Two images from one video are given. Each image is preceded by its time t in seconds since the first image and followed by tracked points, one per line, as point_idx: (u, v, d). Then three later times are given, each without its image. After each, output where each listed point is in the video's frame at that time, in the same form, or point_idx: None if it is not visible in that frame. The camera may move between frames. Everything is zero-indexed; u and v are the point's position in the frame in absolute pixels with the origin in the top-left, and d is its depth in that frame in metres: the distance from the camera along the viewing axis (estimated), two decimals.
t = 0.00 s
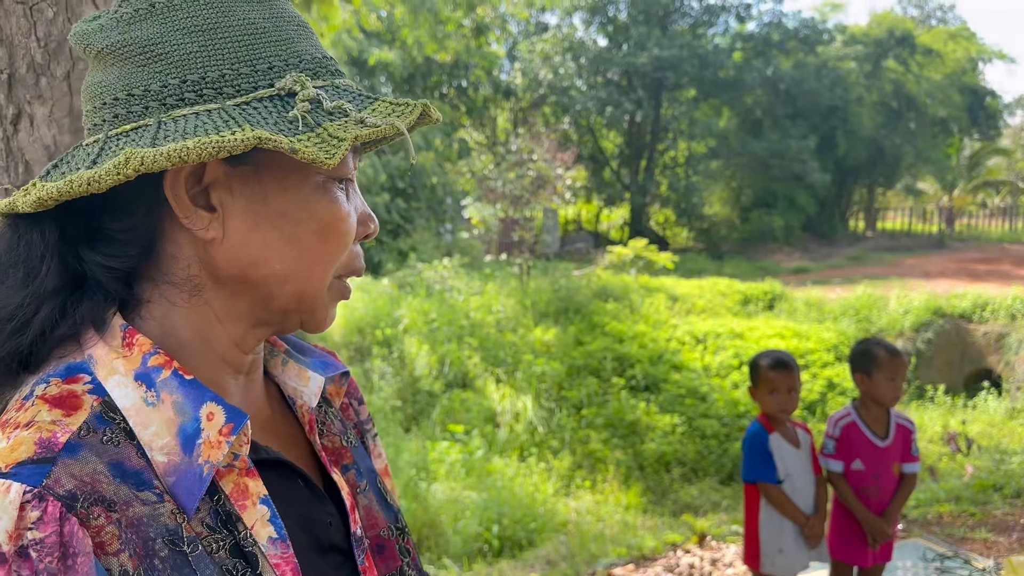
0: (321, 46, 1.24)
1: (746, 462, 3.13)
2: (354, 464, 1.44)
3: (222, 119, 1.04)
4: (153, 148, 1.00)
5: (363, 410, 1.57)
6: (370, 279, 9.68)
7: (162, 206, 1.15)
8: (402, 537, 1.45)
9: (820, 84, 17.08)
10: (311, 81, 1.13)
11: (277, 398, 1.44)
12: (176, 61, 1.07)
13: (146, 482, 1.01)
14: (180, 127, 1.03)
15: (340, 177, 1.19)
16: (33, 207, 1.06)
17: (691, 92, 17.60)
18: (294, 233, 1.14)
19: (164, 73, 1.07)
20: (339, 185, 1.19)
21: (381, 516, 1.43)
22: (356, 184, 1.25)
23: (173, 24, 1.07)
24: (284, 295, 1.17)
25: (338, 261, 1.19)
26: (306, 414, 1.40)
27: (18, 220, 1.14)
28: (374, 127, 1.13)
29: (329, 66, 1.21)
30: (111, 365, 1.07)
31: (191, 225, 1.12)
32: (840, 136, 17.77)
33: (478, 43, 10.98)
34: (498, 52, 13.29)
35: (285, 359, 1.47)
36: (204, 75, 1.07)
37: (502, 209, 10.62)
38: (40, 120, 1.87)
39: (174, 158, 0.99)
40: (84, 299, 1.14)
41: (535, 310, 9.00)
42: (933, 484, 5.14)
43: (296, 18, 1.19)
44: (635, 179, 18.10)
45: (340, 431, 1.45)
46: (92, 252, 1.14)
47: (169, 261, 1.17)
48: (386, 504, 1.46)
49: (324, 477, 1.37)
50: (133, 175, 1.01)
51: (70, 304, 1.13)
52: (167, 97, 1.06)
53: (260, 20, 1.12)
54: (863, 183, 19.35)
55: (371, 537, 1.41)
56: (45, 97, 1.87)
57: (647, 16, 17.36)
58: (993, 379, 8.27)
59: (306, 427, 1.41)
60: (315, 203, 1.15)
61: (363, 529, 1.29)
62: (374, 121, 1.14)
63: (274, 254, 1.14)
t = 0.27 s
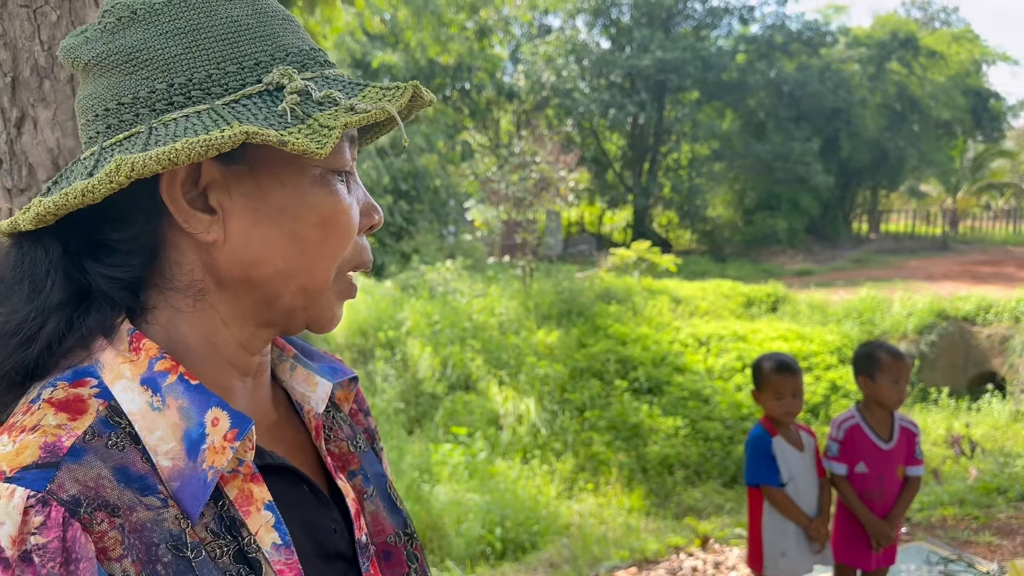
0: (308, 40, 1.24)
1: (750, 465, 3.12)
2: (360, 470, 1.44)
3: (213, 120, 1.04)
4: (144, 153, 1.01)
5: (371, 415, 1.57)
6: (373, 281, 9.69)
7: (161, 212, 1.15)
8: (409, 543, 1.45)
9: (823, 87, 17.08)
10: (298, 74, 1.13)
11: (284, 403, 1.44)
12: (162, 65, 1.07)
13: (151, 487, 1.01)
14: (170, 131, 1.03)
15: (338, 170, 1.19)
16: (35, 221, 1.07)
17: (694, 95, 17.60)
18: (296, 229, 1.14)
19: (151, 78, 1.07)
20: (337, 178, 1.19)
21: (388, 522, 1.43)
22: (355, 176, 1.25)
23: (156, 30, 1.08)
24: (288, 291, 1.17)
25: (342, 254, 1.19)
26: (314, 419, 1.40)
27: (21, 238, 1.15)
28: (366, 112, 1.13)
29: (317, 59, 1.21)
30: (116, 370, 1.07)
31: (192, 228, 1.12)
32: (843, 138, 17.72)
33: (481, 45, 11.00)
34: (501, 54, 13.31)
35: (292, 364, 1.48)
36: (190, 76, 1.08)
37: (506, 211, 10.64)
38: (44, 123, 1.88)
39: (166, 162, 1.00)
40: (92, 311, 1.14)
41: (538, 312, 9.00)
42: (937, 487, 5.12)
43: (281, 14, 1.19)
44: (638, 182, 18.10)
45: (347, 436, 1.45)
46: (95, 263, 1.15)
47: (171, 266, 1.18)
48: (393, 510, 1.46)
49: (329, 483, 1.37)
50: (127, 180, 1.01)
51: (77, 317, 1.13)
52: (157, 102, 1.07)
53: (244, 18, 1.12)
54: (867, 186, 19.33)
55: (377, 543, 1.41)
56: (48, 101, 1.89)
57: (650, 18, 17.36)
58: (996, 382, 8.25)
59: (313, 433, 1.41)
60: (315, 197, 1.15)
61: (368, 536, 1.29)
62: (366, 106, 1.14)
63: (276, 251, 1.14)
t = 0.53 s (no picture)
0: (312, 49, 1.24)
1: (753, 470, 3.11)
2: (357, 477, 1.44)
3: (219, 130, 1.04)
4: (150, 161, 1.01)
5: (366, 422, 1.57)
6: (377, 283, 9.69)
7: (162, 218, 1.15)
8: (406, 551, 1.45)
9: (828, 90, 17.07)
10: (303, 85, 1.13)
11: (281, 409, 1.44)
12: (167, 73, 1.07)
13: (147, 495, 1.01)
14: (175, 139, 1.03)
15: (339, 181, 1.19)
16: (35, 226, 1.06)
17: (698, 97, 17.58)
18: (296, 239, 1.14)
19: (156, 85, 1.07)
20: (338, 189, 1.19)
21: (384, 529, 1.43)
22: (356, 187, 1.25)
23: (163, 36, 1.08)
24: (288, 301, 1.17)
25: (341, 265, 1.19)
26: (310, 425, 1.40)
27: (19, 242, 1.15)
28: (370, 126, 1.13)
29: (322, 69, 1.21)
30: (114, 377, 1.07)
31: (192, 235, 1.12)
32: (848, 142, 17.76)
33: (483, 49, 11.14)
34: (506, 57, 13.31)
35: (289, 370, 1.47)
36: (197, 84, 1.07)
37: (509, 214, 10.67)
38: (46, 127, 1.89)
39: (172, 171, 1.00)
40: (89, 317, 1.13)
41: (541, 315, 8.99)
42: (942, 491, 5.09)
43: (286, 24, 1.19)
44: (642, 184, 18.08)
45: (343, 443, 1.45)
46: (93, 268, 1.14)
47: (172, 274, 1.17)
48: (389, 517, 1.45)
49: (325, 490, 1.36)
50: (132, 188, 1.01)
51: (74, 322, 1.13)
52: (161, 108, 1.06)
53: (251, 28, 1.12)
54: (871, 189, 19.29)
55: (373, 550, 1.40)
56: (50, 105, 1.89)
57: (655, 21, 17.35)
58: (1001, 386, 8.23)
59: (310, 440, 1.40)
60: (315, 207, 1.15)
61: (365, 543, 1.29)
62: (371, 118, 1.15)
63: (276, 260, 1.14)
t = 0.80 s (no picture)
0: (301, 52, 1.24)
1: (756, 472, 3.10)
2: (347, 478, 1.43)
3: (208, 131, 1.04)
4: (139, 162, 1.00)
5: (359, 423, 1.57)
6: (380, 284, 9.69)
7: (150, 220, 1.14)
8: (398, 551, 1.44)
9: (831, 91, 17.06)
10: (293, 87, 1.13)
11: (271, 411, 1.44)
12: (156, 73, 1.07)
13: (132, 497, 1.00)
14: (163, 140, 1.03)
15: (328, 184, 1.19)
16: (21, 228, 1.06)
17: (702, 99, 17.58)
18: (285, 241, 1.14)
19: (144, 85, 1.07)
20: (327, 192, 1.19)
21: (375, 530, 1.42)
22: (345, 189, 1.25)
23: (152, 37, 1.07)
24: (277, 303, 1.17)
25: (330, 268, 1.19)
26: (299, 427, 1.40)
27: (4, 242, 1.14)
28: (361, 129, 1.13)
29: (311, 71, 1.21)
30: (100, 379, 1.06)
31: (180, 236, 1.11)
32: (851, 144, 17.73)
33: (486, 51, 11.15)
34: (509, 58, 13.31)
35: (279, 372, 1.47)
36: (186, 85, 1.07)
37: (512, 216, 10.70)
38: (45, 128, 1.89)
39: (161, 172, 1.00)
40: (75, 318, 1.13)
41: (544, 316, 8.98)
42: (946, 494, 5.07)
43: (276, 25, 1.19)
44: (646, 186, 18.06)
45: (334, 445, 1.45)
46: (81, 269, 1.14)
47: (158, 275, 1.17)
48: (381, 518, 1.45)
49: (315, 491, 1.36)
50: (120, 190, 1.01)
51: (60, 324, 1.13)
52: (149, 109, 1.06)
53: (240, 30, 1.12)
54: (875, 190, 19.25)
55: (364, 551, 1.40)
56: (49, 107, 1.89)
57: (658, 23, 17.35)
58: (1006, 388, 8.20)
59: (299, 441, 1.40)
60: (304, 210, 1.15)
61: (354, 544, 1.28)
62: (361, 122, 1.15)
63: (265, 262, 1.14)
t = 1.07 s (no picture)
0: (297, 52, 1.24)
1: (761, 474, 3.10)
2: (347, 483, 1.44)
3: (207, 131, 1.04)
4: (140, 161, 1.01)
5: (359, 427, 1.56)
6: (381, 285, 9.69)
7: (149, 221, 1.14)
8: (398, 557, 1.45)
9: (833, 91, 17.03)
10: (291, 86, 1.14)
11: (270, 415, 1.44)
12: (154, 74, 1.07)
13: (130, 499, 1.00)
14: (162, 140, 1.03)
15: (325, 184, 1.19)
16: (22, 228, 1.06)
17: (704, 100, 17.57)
18: (283, 241, 1.14)
19: (142, 86, 1.07)
20: (325, 191, 1.19)
21: (374, 535, 1.42)
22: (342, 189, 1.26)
23: (149, 38, 1.08)
24: (276, 303, 1.17)
25: (329, 267, 1.19)
26: (299, 430, 1.40)
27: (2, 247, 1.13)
28: (359, 126, 1.14)
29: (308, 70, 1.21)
30: (97, 381, 1.06)
31: (179, 237, 1.12)
32: (853, 144, 17.72)
33: (489, 51, 11.21)
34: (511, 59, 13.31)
35: (278, 375, 1.47)
36: (183, 85, 1.08)
37: (514, 216, 10.94)
38: (48, 129, 1.89)
39: (161, 172, 1.00)
40: (75, 322, 1.13)
41: (546, 317, 8.98)
42: (948, 495, 5.06)
43: (272, 25, 1.19)
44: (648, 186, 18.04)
45: (333, 449, 1.45)
46: (80, 271, 1.13)
47: (157, 276, 1.17)
48: (380, 522, 1.45)
49: (315, 496, 1.36)
50: (121, 190, 1.01)
51: (59, 328, 1.12)
52: (147, 110, 1.06)
53: (236, 29, 1.12)
54: (877, 191, 19.24)
55: (363, 556, 1.40)
56: (52, 108, 1.90)
57: (660, 23, 17.32)
58: (1008, 389, 8.20)
59: (299, 445, 1.40)
60: (302, 209, 1.15)
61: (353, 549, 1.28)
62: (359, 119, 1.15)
63: (263, 262, 1.14)
